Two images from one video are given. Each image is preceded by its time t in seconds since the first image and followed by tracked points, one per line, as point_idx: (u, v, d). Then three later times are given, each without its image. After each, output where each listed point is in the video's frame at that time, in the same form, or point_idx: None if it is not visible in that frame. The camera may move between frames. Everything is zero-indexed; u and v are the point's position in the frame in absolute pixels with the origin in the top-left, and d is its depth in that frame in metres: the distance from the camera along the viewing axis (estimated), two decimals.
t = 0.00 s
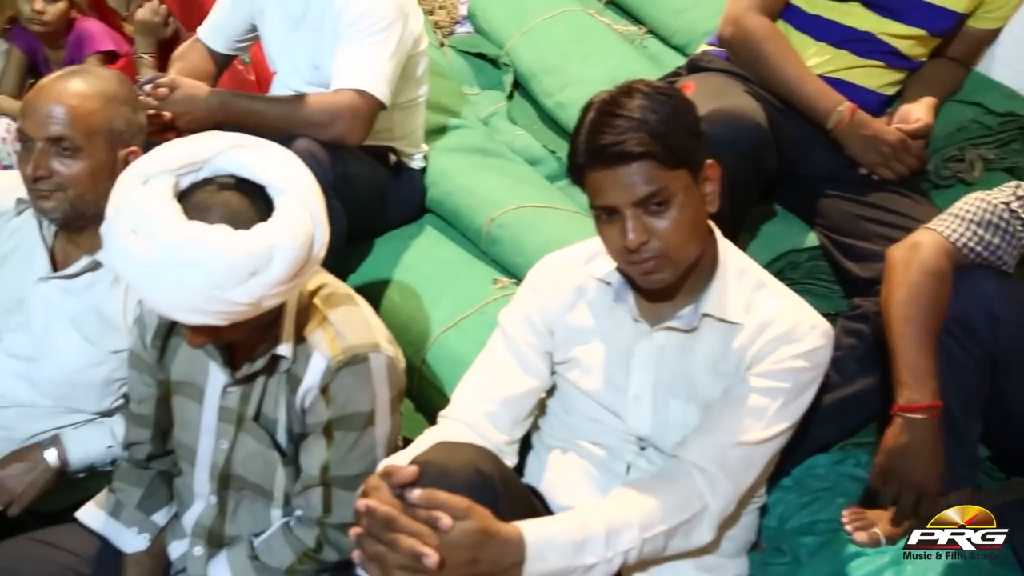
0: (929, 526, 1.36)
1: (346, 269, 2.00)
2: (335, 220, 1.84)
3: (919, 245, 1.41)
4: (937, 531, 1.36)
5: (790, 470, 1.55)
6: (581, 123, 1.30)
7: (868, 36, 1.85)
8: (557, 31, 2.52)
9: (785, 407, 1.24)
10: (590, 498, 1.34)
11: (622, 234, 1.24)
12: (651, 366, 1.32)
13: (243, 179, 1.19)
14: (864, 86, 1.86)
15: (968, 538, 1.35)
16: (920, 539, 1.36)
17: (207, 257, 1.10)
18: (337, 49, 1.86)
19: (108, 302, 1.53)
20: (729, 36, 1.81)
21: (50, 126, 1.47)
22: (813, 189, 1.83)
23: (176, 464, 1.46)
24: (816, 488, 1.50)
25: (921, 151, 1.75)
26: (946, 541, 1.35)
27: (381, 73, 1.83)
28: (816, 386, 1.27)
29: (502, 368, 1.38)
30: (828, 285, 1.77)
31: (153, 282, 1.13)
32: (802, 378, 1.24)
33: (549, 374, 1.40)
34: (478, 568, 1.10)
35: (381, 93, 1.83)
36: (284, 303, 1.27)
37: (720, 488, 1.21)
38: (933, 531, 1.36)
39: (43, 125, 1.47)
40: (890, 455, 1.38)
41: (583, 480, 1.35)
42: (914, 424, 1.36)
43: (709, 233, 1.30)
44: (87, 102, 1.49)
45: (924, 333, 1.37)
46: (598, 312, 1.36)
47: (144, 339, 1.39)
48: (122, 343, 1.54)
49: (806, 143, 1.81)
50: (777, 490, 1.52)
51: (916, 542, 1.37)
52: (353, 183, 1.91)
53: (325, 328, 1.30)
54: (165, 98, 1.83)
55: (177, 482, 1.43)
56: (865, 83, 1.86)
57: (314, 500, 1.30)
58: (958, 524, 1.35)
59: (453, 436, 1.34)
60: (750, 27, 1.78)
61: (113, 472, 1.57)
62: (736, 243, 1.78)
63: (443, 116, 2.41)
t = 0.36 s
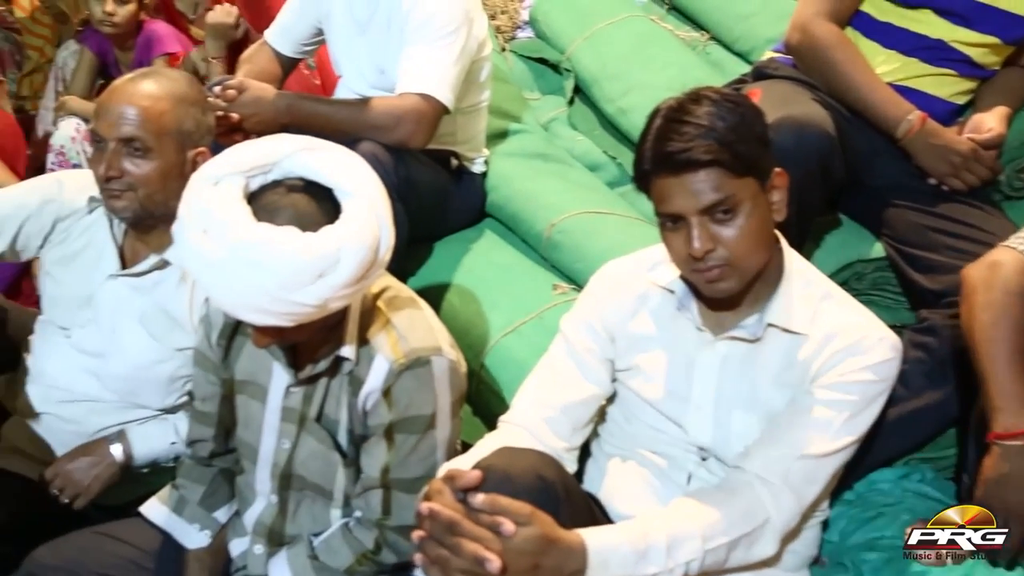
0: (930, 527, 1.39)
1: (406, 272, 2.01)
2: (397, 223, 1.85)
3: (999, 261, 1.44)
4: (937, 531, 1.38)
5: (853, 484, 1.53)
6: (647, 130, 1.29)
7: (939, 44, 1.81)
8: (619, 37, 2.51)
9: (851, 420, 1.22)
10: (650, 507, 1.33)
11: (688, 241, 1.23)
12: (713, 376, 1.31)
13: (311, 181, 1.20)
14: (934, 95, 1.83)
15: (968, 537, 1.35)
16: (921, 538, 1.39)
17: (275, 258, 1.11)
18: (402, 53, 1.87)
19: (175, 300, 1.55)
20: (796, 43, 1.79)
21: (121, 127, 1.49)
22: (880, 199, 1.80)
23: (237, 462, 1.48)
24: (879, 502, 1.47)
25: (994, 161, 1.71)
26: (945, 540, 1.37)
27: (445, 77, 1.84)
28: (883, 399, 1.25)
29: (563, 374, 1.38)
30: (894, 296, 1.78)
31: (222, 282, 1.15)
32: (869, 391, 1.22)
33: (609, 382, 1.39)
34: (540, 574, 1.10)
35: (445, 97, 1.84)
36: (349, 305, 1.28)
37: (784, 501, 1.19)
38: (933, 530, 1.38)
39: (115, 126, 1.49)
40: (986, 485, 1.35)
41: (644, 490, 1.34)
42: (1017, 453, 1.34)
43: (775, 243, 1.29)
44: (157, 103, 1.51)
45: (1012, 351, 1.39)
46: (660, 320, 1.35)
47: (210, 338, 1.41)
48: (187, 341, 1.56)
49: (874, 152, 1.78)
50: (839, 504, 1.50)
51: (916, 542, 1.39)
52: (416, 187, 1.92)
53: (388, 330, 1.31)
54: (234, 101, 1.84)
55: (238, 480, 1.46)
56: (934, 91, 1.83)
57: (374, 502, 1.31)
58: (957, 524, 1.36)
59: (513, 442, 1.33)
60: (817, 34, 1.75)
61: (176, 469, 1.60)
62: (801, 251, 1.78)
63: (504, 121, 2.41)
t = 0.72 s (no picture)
0: (930, 527, 1.37)
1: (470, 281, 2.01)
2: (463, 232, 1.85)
3: None
4: (938, 531, 1.37)
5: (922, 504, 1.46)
6: (719, 141, 1.28)
7: (1019, 54, 1.78)
8: (686, 47, 2.50)
9: (924, 438, 1.20)
10: (716, 523, 1.32)
11: (758, 255, 1.22)
12: (783, 391, 1.29)
13: (383, 191, 1.21)
14: (1011, 106, 1.76)
15: (967, 538, 1.38)
16: (921, 539, 1.36)
17: (348, 267, 1.12)
18: (470, 63, 1.88)
19: (244, 305, 1.58)
20: (869, 53, 1.76)
21: (197, 135, 1.52)
22: (955, 212, 1.77)
23: (305, 467, 1.48)
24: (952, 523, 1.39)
25: None
26: (946, 540, 1.37)
27: (513, 87, 1.84)
28: (957, 419, 1.23)
29: (629, 386, 1.37)
30: (968, 311, 1.75)
31: (295, 289, 1.16)
32: (943, 410, 1.20)
33: (676, 394, 1.38)
34: None
35: (512, 107, 1.85)
36: (417, 314, 1.29)
37: (855, 518, 1.18)
38: (933, 531, 1.37)
39: (191, 134, 1.52)
40: None
41: (710, 506, 1.33)
42: None
43: (848, 257, 1.27)
44: (232, 112, 1.53)
45: None
46: (728, 333, 1.33)
47: (279, 343, 1.43)
48: (255, 346, 1.59)
49: (948, 165, 1.75)
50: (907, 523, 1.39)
51: (917, 542, 1.36)
52: (482, 195, 1.93)
53: (456, 340, 1.32)
54: (304, 109, 1.87)
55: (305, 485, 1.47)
56: (1011, 102, 1.76)
57: (440, 510, 1.31)
58: (958, 524, 1.39)
59: (578, 452, 1.33)
60: (891, 45, 1.72)
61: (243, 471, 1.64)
62: (871, 262, 1.78)
63: (569, 130, 2.41)
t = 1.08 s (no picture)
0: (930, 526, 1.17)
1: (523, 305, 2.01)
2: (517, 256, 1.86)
3: None
4: (937, 531, 1.17)
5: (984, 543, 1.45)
6: (779, 171, 1.27)
7: None
8: (744, 74, 2.49)
9: (988, 476, 1.16)
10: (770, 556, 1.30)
11: (817, 286, 1.21)
12: (839, 424, 1.27)
13: (442, 215, 1.22)
14: None
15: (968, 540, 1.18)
16: (919, 539, 1.17)
17: (405, 291, 1.13)
18: (528, 88, 1.89)
19: (300, 327, 1.59)
20: (932, 83, 1.74)
21: (260, 157, 1.54)
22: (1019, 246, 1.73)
23: (355, 488, 1.49)
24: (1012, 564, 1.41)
25: None
26: (946, 542, 1.17)
27: (570, 113, 1.85)
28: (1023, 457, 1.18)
29: (682, 415, 1.36)
30: None
31: (352, 312, 1.17)
32: (1007, 448, 1.16)
33: (730, 425, 1.37)
34: None
35: (569, 132, 1.85)
36: (472, 339, 1.29)
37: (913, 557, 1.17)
38: (934, 531, 1.17)
39: (254, 155, 1.54)
40: None
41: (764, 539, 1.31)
42: None
43: (908, 291, 1.25)
44: (293, 134, 1.56)
45: None
46: (785, 365, 1.32)
47: (335, 364, 1.45)
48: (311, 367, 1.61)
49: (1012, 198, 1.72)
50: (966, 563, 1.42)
51: (915, 542, 1.17)
52: (537, 220, 1.93)
53: (510, 365, 1.32)
54: (362, 132, 1.91)
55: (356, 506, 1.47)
56: None
57: (490, 536, 1.32)
58: (958, 525, 1.17)
59: (629, 481, 1.33)
60: (955, 77, 1.70)
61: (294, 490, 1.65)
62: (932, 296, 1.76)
63: (624, 156, 2.40)
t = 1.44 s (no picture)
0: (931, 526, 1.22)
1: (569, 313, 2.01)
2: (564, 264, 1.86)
3: None
4: (937, 531, 1.21)
5: None
6: (830, 180, 1.26)
7: None
8: (793, 82, 2.48)
9: None
10: (819, 567, 1.29)
11: (870, 296, 1.19)
12: (890, 436, 1.25)
13: (490, 223, 1.22)
14: None
15: (967, 538, 1.17)
16: (919, 539, 1.23)
17: (454, 298, 1.14)
18: (576, 96, 1.89)
19: (347, 333, 1.62)
20: (988, 92, 1.70)
21: (310, 164, 1.55)
22: None
23: (402, 493, 1.51)
24: None
25: None
26: (946, 541, 1.19)
27: (618, 120, 1.84)
28: None
29: (731, 425, 1.35)
30: None
31: (402, 317, 1.18)
32: None
33: (778, 435, 1.36)
34: None
35: (617, 140, 1.84)
36: (518, 346, 1.29)
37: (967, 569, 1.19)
38: (934, 530, 1.22)
39: (304, 162, 1.55)
40: None
41: (813, 549, 1.31)
42: None
43: (961, 301, 1.23)
44: (342, 141, 1.57)
45: None
46: (835, 375, 1.30)
47: (382, 371, 1.45)
48: (357, 372, 1.63)
49: None
50: None
51: (916, 542, 1.23)
52: (584, 228, 1.92)
53: (557, 373, 1.31)
54: (411, 139, 1.91)
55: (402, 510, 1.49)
56: None
57: (536, 543, 1.32)
58: (957, 524, 1.18)
59: (677, 490, 1.32)
60: (1012, 84, 1.66)
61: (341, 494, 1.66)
62: (987, 306, 1.73)
63: (671, 164, 2.40)
